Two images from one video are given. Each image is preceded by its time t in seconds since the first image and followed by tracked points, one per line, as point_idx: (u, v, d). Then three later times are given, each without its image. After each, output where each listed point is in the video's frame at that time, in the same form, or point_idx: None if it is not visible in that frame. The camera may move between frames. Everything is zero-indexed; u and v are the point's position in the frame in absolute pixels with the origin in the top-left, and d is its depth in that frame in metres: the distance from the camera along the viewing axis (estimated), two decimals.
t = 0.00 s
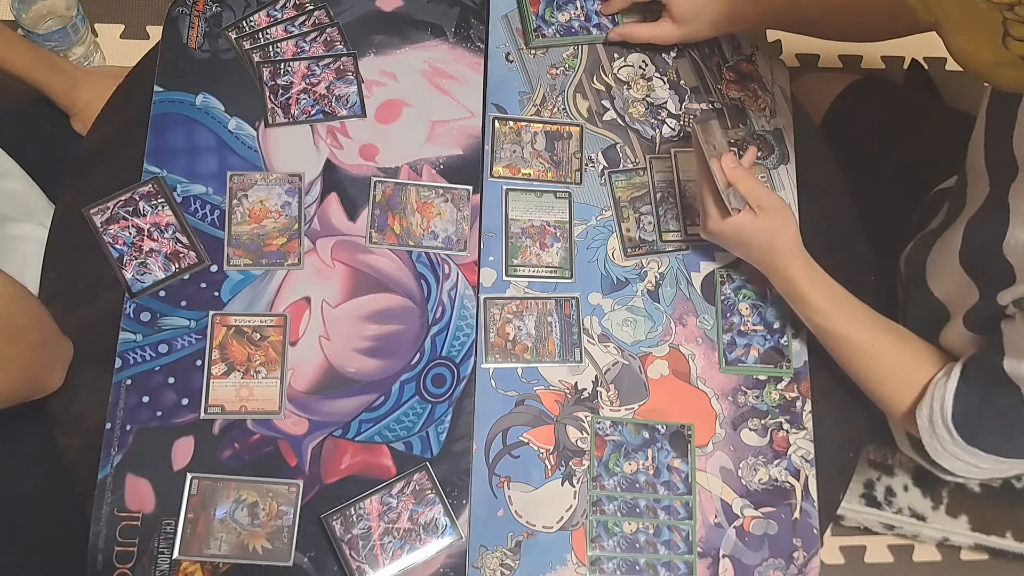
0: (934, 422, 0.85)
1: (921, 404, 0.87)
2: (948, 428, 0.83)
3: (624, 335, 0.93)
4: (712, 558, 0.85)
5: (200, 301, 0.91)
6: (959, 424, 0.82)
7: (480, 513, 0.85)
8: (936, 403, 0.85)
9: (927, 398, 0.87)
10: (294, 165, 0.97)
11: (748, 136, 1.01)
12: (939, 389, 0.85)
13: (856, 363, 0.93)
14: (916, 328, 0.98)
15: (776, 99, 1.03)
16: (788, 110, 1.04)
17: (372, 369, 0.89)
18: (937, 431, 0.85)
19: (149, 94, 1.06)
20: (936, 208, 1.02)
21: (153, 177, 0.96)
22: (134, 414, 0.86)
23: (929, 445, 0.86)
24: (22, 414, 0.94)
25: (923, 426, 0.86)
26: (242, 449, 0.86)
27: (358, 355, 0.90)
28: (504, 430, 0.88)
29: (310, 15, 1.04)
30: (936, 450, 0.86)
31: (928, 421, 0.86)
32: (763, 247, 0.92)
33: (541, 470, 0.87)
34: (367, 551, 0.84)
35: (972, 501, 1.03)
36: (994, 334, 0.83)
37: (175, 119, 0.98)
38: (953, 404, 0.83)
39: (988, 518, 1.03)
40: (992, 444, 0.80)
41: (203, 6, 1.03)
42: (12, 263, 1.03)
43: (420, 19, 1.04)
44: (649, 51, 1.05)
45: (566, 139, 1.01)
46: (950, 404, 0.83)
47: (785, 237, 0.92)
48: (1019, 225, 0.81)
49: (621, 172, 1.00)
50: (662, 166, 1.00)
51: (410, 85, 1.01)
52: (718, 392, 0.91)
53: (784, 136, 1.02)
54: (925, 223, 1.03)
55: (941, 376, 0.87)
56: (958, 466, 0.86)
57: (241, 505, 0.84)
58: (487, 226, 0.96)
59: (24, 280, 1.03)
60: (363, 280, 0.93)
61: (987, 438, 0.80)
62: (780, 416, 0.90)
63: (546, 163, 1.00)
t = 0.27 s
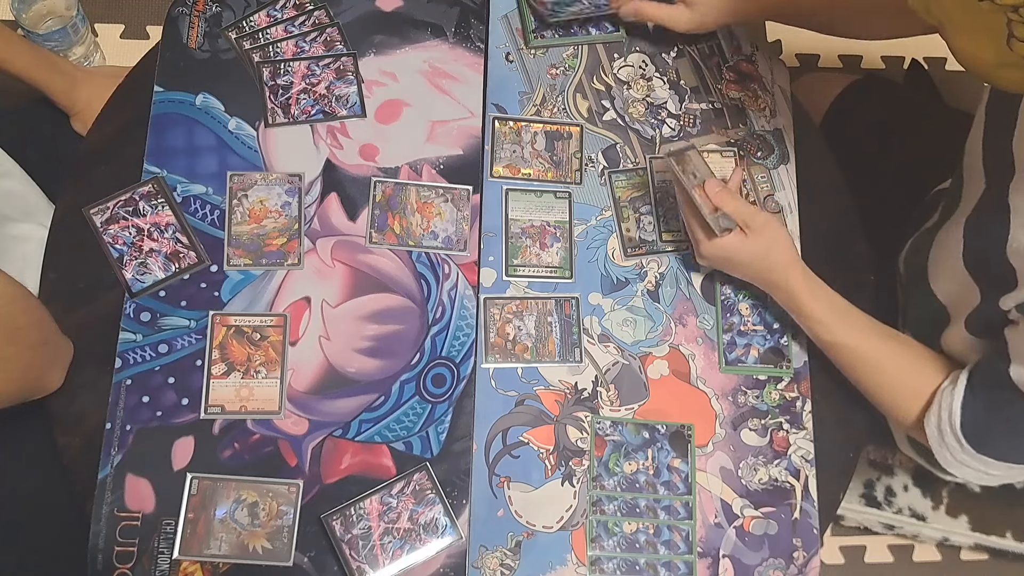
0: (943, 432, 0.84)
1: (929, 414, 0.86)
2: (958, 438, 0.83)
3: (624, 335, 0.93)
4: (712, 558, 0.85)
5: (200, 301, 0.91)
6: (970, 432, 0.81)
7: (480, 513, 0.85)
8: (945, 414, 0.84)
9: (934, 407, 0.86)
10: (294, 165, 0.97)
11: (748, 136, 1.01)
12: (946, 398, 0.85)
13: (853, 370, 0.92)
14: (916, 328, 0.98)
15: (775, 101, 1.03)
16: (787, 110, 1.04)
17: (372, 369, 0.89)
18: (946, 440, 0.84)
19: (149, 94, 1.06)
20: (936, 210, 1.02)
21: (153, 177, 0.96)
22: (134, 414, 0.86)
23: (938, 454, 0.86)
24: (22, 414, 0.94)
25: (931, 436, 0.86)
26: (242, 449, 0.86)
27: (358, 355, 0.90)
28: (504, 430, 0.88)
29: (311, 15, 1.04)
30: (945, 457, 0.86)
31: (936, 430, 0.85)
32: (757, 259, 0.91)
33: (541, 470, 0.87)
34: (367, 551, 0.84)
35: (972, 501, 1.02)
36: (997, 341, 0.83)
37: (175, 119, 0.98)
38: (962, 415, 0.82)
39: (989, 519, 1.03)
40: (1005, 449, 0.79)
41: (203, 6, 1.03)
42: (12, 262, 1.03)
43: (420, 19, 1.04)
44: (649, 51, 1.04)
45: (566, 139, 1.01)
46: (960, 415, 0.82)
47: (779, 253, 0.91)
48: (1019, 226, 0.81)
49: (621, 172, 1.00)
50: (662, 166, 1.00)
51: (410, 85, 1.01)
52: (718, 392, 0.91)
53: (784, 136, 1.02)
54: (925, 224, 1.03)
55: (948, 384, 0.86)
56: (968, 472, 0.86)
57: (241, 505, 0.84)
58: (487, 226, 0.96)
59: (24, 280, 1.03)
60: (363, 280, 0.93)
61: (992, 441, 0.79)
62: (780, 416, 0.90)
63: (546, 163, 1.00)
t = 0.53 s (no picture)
0: (937, 425, 0.84)
1: (926, 407, 0.86)
2: (951, 430, 0.82)
3: (624, 335, 0.93)
4: (712, 558, 0.85)
5: (200, 301, 0.91)
6: (965, 428, 0.81)
7: (480, 513, 0.85)
8: (940, 406, 0.84)
9: (932, 401, 0.86)
10: (294, 165, 0.97)
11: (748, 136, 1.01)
12: (944, 393, 0.84)
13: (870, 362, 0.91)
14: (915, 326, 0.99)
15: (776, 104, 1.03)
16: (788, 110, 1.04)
17: (372, 369, 0.89)
18: (941, 433, 0.84)
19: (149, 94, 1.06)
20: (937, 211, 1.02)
21: (153, 177, 0.96)
22: (134, 414, 0.86)
23: (931, 446, 0.86)
24: (23, 414, 0.94)
25: (927, 428, 0.86)
26: (242, 449, 0.86)
27: (358, 355, 0.90)
28: (504, 430, 0.88)
29: (310, 15, 1.04)
30: (939, 451, 0.85)
31: (932, 422, 0.85)
32: (796, 235, 0.92)
33: (541, 470, 0.87)
34: (367, 551, 0.84)
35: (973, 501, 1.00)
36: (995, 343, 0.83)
37: (175, 119, 0.98)
38: (958, 408, 0.82)
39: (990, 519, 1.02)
40: (1000, 446, 0.79)
41: (202, 6, 1.03)
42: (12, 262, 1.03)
43: (420, 19, 1.04)
44: (649, 50, 1.04)
45: (566, 139, 1.01)
46: (955, 408, 0.82)
47: (823, 230, 0.92)
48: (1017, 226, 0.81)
49: (621, 172, 1.00)
50: (662, 166, 1.00)
51: (410, 85, 1.01)
52: (718, 392, 0.91)
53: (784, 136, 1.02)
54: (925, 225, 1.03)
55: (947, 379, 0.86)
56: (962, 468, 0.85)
57: (241, 505, 0.84)
58: (487, 226, 0.96)
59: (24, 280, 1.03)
60: (363, 280, 0.93)
61: (991, 441, 0.79)
62: (780, 416, 0.90)
63: (546, 163, 1.00)
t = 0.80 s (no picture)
0: (939, 426, 0.84)
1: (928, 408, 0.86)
2: (952, 431, 0.83)
3: (624, 335, 0.93)
4: (712, 558, 0.85)
5: (200, 301, 0.91)
6: (965, 428, 0.81)
7: (480, 513, 0.85)
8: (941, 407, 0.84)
9: (934, 402, 0.86)
10: (294, 165, 0.97)
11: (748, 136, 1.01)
12: (945, 393, 0.85)
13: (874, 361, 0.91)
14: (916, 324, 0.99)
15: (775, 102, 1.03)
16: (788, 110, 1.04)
17: (372, 369, 0.89)
18: (943, 434, 0.84)
19: (149, 94, 1.06)
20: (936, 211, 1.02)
21: (153, 177, 0.96)
22: (134, 414, 0.86)
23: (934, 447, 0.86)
24: (23, 414, 0.94)
25: (929, 429, 0.86)
26: (242, 449, 0.86)
27: (358, 354, 0.90)
28: (504, 430, 0.88)
29: (310, 15, 1.04)
30: (942, 451, 0.85)
31: (934, 423, 0.85)
32: (798, 240, 0.92)
33: (541, 470, 0.87)
34: (367, 551, 0.84)
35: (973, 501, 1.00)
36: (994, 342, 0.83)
37: (175, 119, 0.98)
38: (958, 409, 0.82)
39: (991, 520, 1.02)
40: (1000, 446, 0.79)
41: (203, 6, 1.03)
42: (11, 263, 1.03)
43: (420, 19, 1.04)
44: (649, 50, 1.04)
45: (566, 139, 1.01)
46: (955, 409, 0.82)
47: (821, 229, 0.92)
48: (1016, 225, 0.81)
49: (621, 172, 1.00)
50: (662, 166, 1.00)
51: (410, 85, 1.01)
52: (718, 392, 0.91)
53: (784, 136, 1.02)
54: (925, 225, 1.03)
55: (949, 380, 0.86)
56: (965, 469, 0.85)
57: (241, 505, 0.84)
58: (487, 226, 0.96)
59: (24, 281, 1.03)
60: (363, 280, 0.93)
61: (991, 440, 0.79)
62: (780, 416, 0.90)
63: (546, 163, 1.00)
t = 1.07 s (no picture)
0: (947, 436, 0.84)
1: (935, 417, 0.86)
2: (961, 442, 0.82)
3: (624, 335, 0.93)
4: (712, 558, 0.85)
5: (200, 301, 0.91)
6: (974, 439, 0.81)
7: (480, 513, 0.85)
8: (949, 418, 0.84)
9: (941, 411, 0.86)
10: (294, 165, 0.97)
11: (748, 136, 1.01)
12: (953, 403, 0.84)
13: (874, 363, 0.91)
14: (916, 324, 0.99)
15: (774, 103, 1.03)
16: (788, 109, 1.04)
17: (372, 369, 0.89)
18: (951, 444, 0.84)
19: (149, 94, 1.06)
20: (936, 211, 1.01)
21: (153, 177, 0.96)
22: (134, 414, 0.86)
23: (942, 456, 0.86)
24: (23, 414, 0.94)
25: (937, 439, 0.86)
26: (242, 449, 0.86)
27: (358, 355, 0.90)
28: (504, 430, 0.88)
29: (310, 15, 1.04)
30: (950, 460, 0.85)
31: (942, 433, 0.85)
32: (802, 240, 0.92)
33: (541, 470, 0.87)
34: (367, 551, 0.84)
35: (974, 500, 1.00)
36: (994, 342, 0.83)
37: (175, 119, 0.98)
38: (967, 421, 0.82)
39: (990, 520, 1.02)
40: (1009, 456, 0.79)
41: (203, 6, 1.03)
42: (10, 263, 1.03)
43: (420, 19, 1.04)
44: (649, 51, 1.04)
45: (566, 139, 1.01)
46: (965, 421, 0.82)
47: (821, 229, 0.92)
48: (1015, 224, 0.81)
49: (621, 172, 1.00)
50: (662, 166, 1.00)
51: (410, 85, 1.01)
52: (718, 392, 0.91)
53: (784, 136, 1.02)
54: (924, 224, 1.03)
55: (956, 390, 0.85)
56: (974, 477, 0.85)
57: (241, 505, 0.84)
58: (487, 226, 0.96)
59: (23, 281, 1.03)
60: (363, 280, 0.93)
61: (990, 440, 0.79)
62: (780, 416, 0.90)
63: (546, 163, 1.00)
